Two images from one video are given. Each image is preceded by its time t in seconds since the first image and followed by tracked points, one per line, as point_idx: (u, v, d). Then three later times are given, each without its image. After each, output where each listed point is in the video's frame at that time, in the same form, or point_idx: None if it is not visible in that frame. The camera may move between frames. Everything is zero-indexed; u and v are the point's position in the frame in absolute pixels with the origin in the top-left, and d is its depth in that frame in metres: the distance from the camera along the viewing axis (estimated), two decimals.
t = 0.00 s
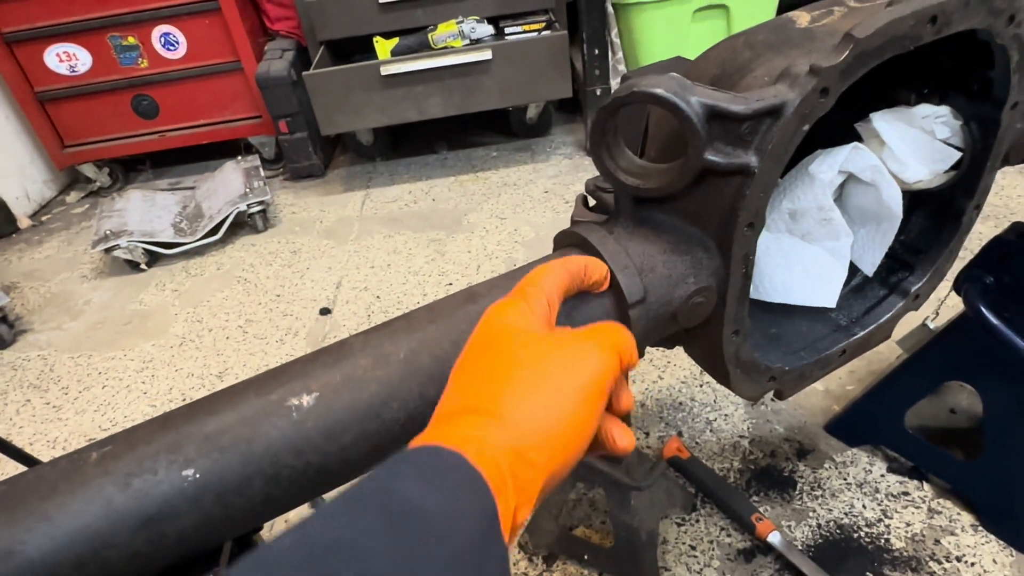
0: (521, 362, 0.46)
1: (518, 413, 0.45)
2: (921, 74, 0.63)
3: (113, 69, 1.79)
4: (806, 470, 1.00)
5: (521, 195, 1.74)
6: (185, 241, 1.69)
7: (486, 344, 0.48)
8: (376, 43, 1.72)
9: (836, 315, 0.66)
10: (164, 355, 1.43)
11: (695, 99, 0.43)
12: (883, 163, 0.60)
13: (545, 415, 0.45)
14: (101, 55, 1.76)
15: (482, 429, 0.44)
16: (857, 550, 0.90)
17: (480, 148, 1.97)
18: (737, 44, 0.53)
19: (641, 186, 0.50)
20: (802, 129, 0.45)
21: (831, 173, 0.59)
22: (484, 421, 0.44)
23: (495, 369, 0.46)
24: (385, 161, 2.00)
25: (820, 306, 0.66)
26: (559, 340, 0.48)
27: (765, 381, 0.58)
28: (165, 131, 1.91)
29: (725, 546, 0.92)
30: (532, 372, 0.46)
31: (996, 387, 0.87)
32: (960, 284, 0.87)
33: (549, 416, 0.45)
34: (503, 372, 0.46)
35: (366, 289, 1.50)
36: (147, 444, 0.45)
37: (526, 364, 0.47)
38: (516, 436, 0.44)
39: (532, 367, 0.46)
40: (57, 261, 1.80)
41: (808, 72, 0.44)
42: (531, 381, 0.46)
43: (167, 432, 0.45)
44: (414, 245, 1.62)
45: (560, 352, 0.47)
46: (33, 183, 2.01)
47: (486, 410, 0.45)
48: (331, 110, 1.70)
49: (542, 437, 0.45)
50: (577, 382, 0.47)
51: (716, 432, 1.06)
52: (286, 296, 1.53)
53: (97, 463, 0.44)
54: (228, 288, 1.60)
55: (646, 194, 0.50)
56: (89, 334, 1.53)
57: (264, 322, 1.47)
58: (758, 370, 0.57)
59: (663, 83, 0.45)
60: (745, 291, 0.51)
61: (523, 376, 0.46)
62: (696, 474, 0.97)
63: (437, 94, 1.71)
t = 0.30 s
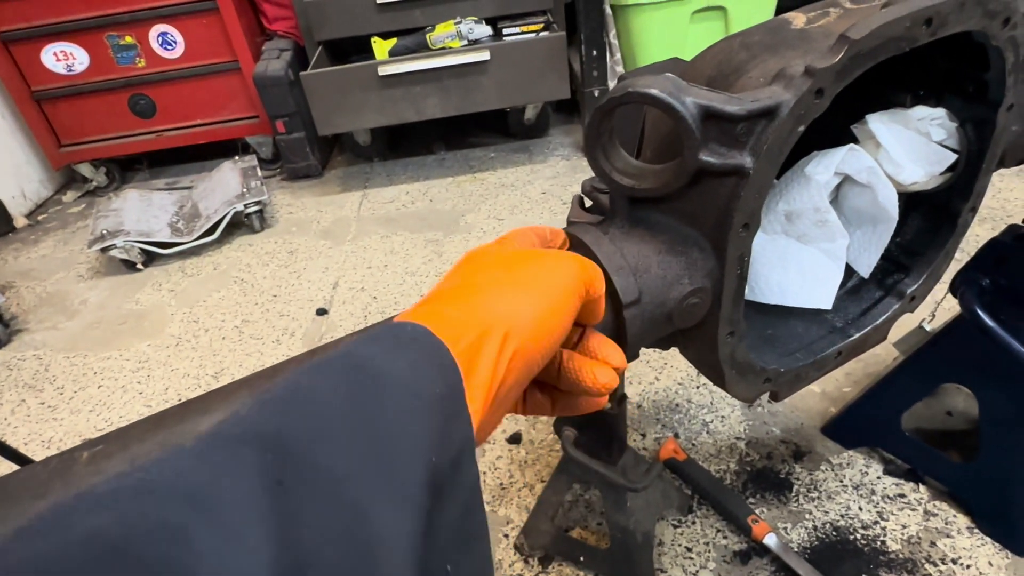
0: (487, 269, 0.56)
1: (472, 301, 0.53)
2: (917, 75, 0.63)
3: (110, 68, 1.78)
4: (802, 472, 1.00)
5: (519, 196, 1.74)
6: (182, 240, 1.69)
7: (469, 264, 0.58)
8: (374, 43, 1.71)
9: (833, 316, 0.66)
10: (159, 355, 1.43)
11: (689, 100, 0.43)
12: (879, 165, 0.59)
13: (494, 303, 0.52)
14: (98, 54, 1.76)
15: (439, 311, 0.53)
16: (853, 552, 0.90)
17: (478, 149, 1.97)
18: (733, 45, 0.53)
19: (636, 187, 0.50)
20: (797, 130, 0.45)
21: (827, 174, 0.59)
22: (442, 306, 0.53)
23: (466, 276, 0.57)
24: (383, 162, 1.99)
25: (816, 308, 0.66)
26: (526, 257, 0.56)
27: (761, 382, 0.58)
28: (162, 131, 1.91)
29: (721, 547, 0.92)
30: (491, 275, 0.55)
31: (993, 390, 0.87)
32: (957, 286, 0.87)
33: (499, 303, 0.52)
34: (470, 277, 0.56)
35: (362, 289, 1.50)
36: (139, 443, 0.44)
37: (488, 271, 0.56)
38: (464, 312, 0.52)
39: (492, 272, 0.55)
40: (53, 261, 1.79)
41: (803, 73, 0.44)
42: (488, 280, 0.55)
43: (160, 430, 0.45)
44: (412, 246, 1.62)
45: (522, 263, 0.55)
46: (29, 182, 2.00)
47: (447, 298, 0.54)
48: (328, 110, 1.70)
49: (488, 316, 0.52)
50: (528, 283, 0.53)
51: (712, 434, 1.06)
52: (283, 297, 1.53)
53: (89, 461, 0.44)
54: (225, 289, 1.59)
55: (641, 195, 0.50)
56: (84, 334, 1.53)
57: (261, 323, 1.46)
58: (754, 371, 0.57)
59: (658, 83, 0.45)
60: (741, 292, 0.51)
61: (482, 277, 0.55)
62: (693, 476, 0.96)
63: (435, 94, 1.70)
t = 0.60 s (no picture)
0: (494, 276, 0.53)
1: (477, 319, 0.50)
2: (919, 69, 0.63)
3: (109, 65, 1.78)
4: (803, 471, 0.99)
5: (518, 194, 1.74)
6: (180, 238, 1.68)
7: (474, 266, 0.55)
8: (373, 41, 1.71)
9: (833, 313, 0.65)
10: (157, 354, 1.42)
11: (689, 91, 0.43)
12: (881, 160, 0.59)
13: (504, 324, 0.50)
14: (97, 51, 1.75)
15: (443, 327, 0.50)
16: (854, 550, 0.89)
17: (478, 147, 1.97)
18: (733, 38, 0.53)
19: (636, 180, 0.49)
20: (799, 123, 0.44)
21: (828, 169, 0.58)
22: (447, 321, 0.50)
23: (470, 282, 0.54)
24: (382, 160, 1.99)
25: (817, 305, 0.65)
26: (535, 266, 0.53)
27: (761, 379, 0.57)
28: (160, 128, 1.90)
29: (721, 546, 0.91)
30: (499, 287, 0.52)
31: (994, 388, 0.86)
32: (959, 283, 0.87)
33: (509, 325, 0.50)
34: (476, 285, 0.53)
35: (361, 287, 1.50)
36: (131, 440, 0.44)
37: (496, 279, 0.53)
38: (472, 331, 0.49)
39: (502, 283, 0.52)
40: (51, 259, 1.78)
41: (805, 65, 0.43)
42: (496, 292, 0.51)
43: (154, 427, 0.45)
44: (411, 244, 1.61)
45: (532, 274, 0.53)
46: (28, 180, 1.99)
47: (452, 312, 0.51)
48: (327, 107, 1.69)
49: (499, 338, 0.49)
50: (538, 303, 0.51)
51: (712, 432, 1.06)
52: (282, 295, 1.52)
53: (80, 459, 0.43)
54: (223, 287, 1.59)
55: (641, 188, 0.49)
56: (82, 332, 1.52)
57: (259, 321, 1.46)
58: (754, 368, 0.56)
59: (657, 74, 0.44)
60: (740, 288, 0.51)
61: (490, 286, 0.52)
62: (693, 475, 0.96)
63: (434, 91, 1.70)
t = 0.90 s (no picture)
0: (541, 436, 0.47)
1: (537, 504, 0.45)
2: (920, 68, 0.63)
3: (114, 68, 1.79)
4: (806, 470, 0.99)
5: (522, 195, 1.74)
6: (185, 239, 1.69)
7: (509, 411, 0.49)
8: (376, 42, 1.71)
9: (835, 312, 0.65)
10: (163, 354, 1.43)
11: (688, 90, 0.43)
12: (882, 158, 0.59)
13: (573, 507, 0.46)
14: (102, 54, 1.76)
15: (499, 520, 0.45)
16: (858, 550, 0.89)
17: (481, 147, 1.97)
18: (732, 37, 0.53)
19: (635, 180, 0.49)
20: (797, 121, 0.44)
21: (829, 167, 0.58)
22: (501, 508, 0.45)
23: (507, 439, 0.47)
24: (385, 161, 1.99)
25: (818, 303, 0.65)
26: (586, 422, 0.48)
27: (762, 378, 0.57)
28: (165, 130, 1.91)
29: (724, 545, 0.91)
30: (554, 456, 0.46)
31: (998, 386, 0.86)
32: (962, 282, 0.87)
33: (579, 506, 0.46)
34: (521, 446, 0.47)
35: (365, 288, 1.50)
36: (135, 438, 0.45)
37: (549, 443, 0.47)
38: (538, 522, 0.45)
39: (556, 450, 0.46)
40: (57, 260, 1.79)
41: (803, 63, 0.43)
42: (555, 461, 0.46)
43: (157, 426, 0.45)
44: (415, 244, 1.62)
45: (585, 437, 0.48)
46: (34, 182, 2.01)
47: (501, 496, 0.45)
48: (331, 109, 1.70)
49: (568, 522, 0.45)
50: (601, 481, 0.47)
51: (716, 432, 1.06)
52: (287, 296, 1.52)
53: (86, 457, 0.44)
54: (228, 288, 1.59)
55: (640, 188, 0.49)
56: (88, 333, 1.53)
57: (264, 322, 1.46)
58: (755, 367, 0.56)
59: (656, 74, 0.44)
60: (740, 287, 0.51)
61: (541, 453, 0.46)
62: (697, 474, 0.96)
63: (437, 92, 1.70)
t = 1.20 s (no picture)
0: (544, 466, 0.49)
1: (535, 532, 0.46)
2: (915, 70, 0.63)
3: (117, 72, 1.80)
4: (807, 470, 0.99)
5: (522, 196, 1.74)
6: (187, 242, 1.70)
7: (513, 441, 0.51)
8: (377, 45, 1.72)
9: (832, 312, 0.66)
10: (166, 357, 1.43)
11: (683, 95, 0.44)
12: (877, 160, 0.59)
13: (571, 537, 0.47)
14: (104, 58, 1.77)
15: (497, 547, 0.46)
16: (857, 549, 0.90)
17: (482, 149, 1.98)
18: (728, 41, 0.54)
19: (631, 183, 0.50)
20: (791, 125, 0.45)
21: (825, 170, 0.58)
22: (500, 535, 0.46)
23: (511, 469, 0.49)
24: (386, 163, 2.00)
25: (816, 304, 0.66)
26: (586, 456, 0.50)
27: (760, 378, 0.58)
28: (167, 134, 1.92)
29: (724, 545, 0.91)
30: (555, 486, 0.48)
31: (996, 385, 0.86)
32: (959, 281, 0.87)
33: (576, 536, 0.47)
34: (524, 475, 0.49)
35: (367, 289, 1.51)
36: (140, 439, 0.45)
37: (551, 473, 0.49)
38: (536, 550, 0.46)
39: (557, 481, 0.48)
40: (61, 264, 1.81)
41: (796, 68, 0.44)
42: (556, 490, 0.48)
43: (160, 428, 0.46)
44: (416, 246, 1.62)
45: (585, 471, 0.50)
46: (37, 186, 2.02)
47: (501, 522, 0.47)
48: (333, 112, 1.70)
49: (565, 551, 0.46)
50: (599, 514, 0.48)
51: (716, 432, 1.06)
52: (289, 298, 1.53)
53: (91, 459, 0.45)
54: (230, 290, 1.60)
55: (637, 191, 0.50)
56: (92, 336, 1.54)
57: (267, 324, 1.47)
58: (752, 367, 0.57)
59: (651, 79, 0.45)
60: (736, 288, 0.52)
61: (542, 481, 0.48)
62: (697, 474, 0.96)
63: (437, 95, 1.71)
